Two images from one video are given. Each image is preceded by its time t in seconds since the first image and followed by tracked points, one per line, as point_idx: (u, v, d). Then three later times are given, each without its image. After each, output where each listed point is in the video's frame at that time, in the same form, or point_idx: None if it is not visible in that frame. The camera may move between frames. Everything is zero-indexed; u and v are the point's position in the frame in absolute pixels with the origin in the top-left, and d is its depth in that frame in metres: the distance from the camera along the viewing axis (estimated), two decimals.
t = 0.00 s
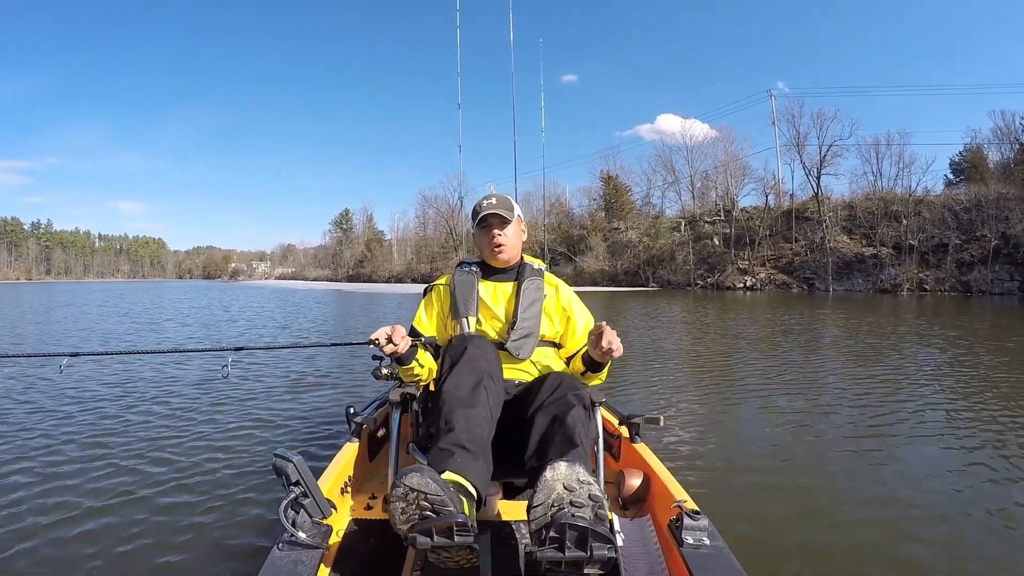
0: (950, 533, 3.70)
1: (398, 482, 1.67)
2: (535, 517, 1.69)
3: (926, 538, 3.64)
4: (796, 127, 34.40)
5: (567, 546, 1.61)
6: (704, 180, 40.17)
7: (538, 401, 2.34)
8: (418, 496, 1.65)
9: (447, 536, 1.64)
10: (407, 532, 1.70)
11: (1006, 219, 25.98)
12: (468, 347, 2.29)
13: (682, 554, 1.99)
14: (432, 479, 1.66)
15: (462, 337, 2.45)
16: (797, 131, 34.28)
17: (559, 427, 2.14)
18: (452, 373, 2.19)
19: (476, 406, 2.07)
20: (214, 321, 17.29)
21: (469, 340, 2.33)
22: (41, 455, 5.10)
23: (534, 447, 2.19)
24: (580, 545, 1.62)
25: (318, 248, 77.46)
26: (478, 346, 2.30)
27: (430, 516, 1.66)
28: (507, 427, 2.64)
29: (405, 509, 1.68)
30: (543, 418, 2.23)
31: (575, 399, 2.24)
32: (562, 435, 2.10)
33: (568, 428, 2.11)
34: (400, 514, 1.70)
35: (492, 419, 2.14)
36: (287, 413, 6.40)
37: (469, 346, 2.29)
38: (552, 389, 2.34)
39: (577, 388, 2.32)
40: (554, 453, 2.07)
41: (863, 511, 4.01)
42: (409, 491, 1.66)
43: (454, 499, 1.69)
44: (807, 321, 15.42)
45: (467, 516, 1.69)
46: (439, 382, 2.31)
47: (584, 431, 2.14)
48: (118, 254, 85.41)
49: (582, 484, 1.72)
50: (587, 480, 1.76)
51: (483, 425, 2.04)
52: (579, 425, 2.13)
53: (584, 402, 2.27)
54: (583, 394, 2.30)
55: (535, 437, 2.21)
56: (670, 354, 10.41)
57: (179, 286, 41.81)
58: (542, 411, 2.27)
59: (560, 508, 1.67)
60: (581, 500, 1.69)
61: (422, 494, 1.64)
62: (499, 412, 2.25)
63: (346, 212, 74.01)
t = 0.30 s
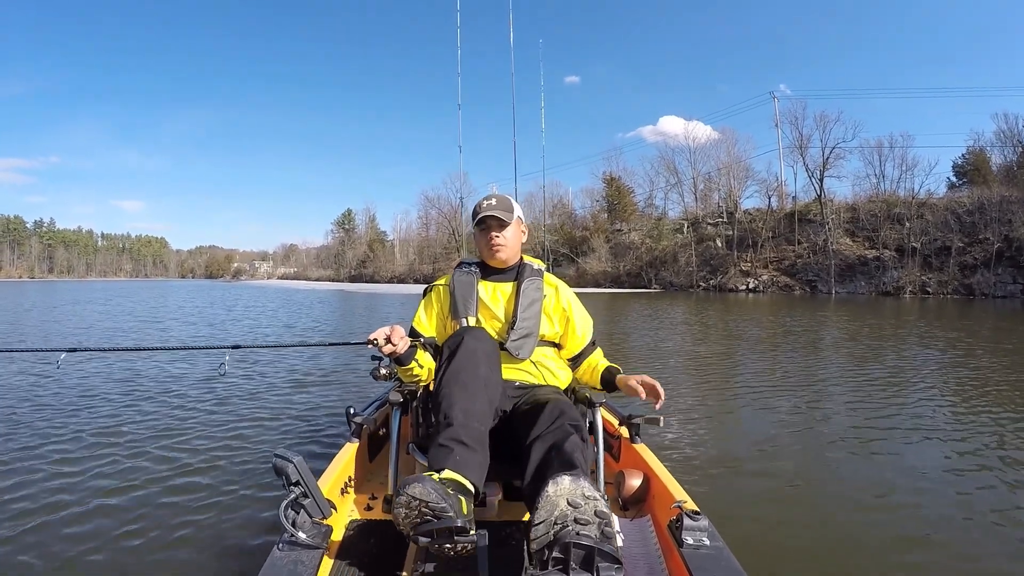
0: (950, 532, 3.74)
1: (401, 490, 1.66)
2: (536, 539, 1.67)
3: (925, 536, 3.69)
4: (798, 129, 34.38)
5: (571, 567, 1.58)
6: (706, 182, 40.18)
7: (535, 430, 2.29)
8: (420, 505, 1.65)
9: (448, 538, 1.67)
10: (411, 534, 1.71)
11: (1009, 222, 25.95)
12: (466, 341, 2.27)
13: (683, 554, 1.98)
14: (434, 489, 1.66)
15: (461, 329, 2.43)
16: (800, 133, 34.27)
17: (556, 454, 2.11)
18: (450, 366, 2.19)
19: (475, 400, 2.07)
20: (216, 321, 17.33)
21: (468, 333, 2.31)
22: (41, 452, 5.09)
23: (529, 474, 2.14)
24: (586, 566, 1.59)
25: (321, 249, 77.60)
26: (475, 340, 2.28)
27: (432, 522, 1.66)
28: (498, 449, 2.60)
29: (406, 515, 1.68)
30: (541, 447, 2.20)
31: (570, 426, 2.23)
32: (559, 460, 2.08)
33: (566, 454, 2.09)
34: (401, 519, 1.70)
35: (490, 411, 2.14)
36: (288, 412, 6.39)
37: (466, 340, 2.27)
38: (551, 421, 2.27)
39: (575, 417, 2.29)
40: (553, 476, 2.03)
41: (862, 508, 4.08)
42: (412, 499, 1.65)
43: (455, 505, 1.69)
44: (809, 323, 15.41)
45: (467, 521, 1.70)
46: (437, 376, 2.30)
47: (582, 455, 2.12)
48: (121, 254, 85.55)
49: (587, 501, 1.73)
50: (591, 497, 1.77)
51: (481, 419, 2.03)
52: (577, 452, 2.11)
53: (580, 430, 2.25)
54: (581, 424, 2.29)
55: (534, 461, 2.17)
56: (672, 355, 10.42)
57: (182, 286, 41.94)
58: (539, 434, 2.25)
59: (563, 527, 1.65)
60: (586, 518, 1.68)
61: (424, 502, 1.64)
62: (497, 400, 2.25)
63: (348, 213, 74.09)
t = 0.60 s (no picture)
0: (945, 525, 3.76)
1: (401, 491, 1.66)
2: (536, 536, 1.69)
3: (920, 528, 3.73)
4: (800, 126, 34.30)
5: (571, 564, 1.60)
6: (708, 180, 40.15)
7: (536, 424, 2.30)
8: (420, 504, 1.65)
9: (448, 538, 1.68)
10: (410, 534, 1.72)
11: (1012, 218, 25.85)
12: (467, 344, 2.27)
13: (683, 554, 1.98)
14: (434, 488, 1.66)
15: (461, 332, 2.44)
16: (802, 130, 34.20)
17: (556, 448, 2.12)
18: (449, 371, 2.20)
19: (474, 401, 2.08)
20: (220, 324, 17.36)
21: (468, 335, 2.32)
22: (42, 457, 5.09)
23: (530, 469, 2.16)
24: (584, 563, 1.62)
25: (324, 251, 77.72)
26: (477, 343, 2.29)
27: (431, 522, 1.67)
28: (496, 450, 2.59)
29: (406, 514, 1.69)
30: (541, 443, 2.20)
31: (570, 420, 2.24)
32: (559, 455, 2.08)
33: (566, 449, 2.10)
34: (401, 518, 1.71)
35: (489, 411, 2.14)
36: (289, 415, 6.38)
37: (467, 343, 2.28)
38: (551, 415, 2.30)
39: (576, 411, 2.31)
40: (553, 471, 2.04)
41: (858, 501, 4.13)
42: (411, 499, 1.66)
43: (455, 505, 1.70)
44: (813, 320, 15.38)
45: (467, 522, 1.70)
46: (437, 380, 2.31)
47: (582, 451, 2.12)
48: (124, 258, 85.71)
49: (586, 501, 1.73)
50: (591, 496, 1.77)
51: (481, 422, 2.03)
52: (577, 447, 2.11)
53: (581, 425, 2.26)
54: (581, 418, 2.30)
55: (534, 458, 2.17)
56: (676, 354, 10.41)
57: (185, 290, 42.02)
58: (540, 430, 2.25)
59: (563, 524, 1.67)
60: (585, 516, 1.69)
61: (424, 503, 1.65)
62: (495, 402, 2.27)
63: (351, 215, 74.19)
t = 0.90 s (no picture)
0: (942, 518, 3.76)
1: (397, 484, 1.68)
2: (533, 521, 1.71)
3: (918, 521, 3.72)
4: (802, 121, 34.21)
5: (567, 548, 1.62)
6: (710, 176, 40.06)
7: (543, 403, 2.35)
8: (416, 499, 1.66)
9: (446, 538, 1.69)
10: (406, 533, 1.72)
11: (1016, 210, 25.75)
12: (471, 349, 2.30)
13: (683, 554, 1.99)
14: (430, 482, 1.67)
15: (463, 337, 2.46)
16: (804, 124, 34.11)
17: (562, 430, 2.14)
18: (452, 374, 2.21)
19: (475, 406, 2.08)
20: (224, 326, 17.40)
21: (472, 341, 2.34)
22: (46, 461, 5.11)
23: (536, 450, 2.19)
24: (580, 548, 1.64)
25: (327, 252, 77.84)
26: (480, 349, 2.32)
27: (429, 518, 1.67)
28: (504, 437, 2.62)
29: (403, 511, 1.69)
30: (547, 422, 2.23)
31: (580, 404, 2.26)
32: (564, 439, 2.10)
33: (571, 432, 2.11)
34: (398, 515, 1.71)
35: (491, 418, 2.15)
36: (292, 417, 6.39)
37: (471, 348, 2.30)
38: (557, 394, 2.35)
39: (584, 393, 2.33)
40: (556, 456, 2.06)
41: (855, 495, 4.13)
42: (408, 494, 1.67)
43: (453, 502, 1.71)
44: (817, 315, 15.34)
45: (465, 518, 1.70)
46: (439, 384, 2.32)
47: (586, 435, 2.14)
48: (128, 261, 85.97)
49: (582, 488, 1.72)
50: (587, 482, 1.77)
51: (482, 426, 2.04)
52: (582, 430, 2.13)
53: (588, 406, 2.27)
54: (589, 399, 2.32)
55: (539, 439, 2.21)
56: (680, 350, 10.41)
57: (189, 293, 42.12)
58: (547, 413, 2.27)
59: (559, 511, 1.68)
60: (581, 503, 1.70)
61: (420, 497, 1.66)
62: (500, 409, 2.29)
63: (353, 215, 74.28)
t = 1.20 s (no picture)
0: (946, 519, 3.75)
1: (392, 483, 1.68)
2: (530, 511, 1.73)
3: (919, 522, 3.72)
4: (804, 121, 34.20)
5: (561, 537, 1.63)
6: (712, 177, 40.02)
7: (547, 385, 2.36)
8: (412, 497, 1.67)
9: (444, 542, 1.66)
10: (401, 538, 1.72)
11: (1018, 211, 25.71)
12: (470, 359, 2.31)
13: (683, 554, 1.99)
14: (427, 481, 1.68)
15: (463, 348, 2.46)
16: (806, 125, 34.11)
17: (564, 416, 2.15)
18: (450, 383, 2.22)
19: (474, 415, 2.09)
20: (225, 326, 17.41)
21: (471, 352, 2.35)
22: (45, 461, 5.09)
23: (538, 432, 2.21)
24: (574, 536, 1.64)
25: (328, 252, 77.84)
26: (480, 359, 2.33)
27: (425, 519, 1.67)
28: (509, 422, 2.64)
29: (399, 511, 1.70)
30: (549, 407, 2.25)
31: (582, 387, 2.26)
32: (565, 426, 2.10)
33: (573, 419, 2.11)
34: (394, 518, 1.72)
35: (490, 431, 2.15)
36: (292, 417, 6.37)
37: (470, 359, 2.32)
38: (560, 376, 2.36)
39: (586, 376, 2.33)
40: (556, 443, 2.08)
41: (857, 496, 4.14)
42: (403, 493, 1.68)
43: (450, 503, 1.71)
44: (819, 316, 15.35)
45: (462, 518, 1.70)
46: (438, 393, 2.33)
47: (588, 420, 2.14)
48: (130, 261, 85.96)
49: (576, 480, 1.74)
50: (580, 475, 1.78)
51: (481, 436, 2.05)
52: (583, 416, 2.13)
53: (591, 390, 2.27)
54: (592, 382, 2.32)
55: (540, 422, 2.23)
56: (682, 351, 10.40)
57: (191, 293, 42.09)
58: (550, 397, 2.28)
59: (555, 503, 1.69)
60: (575, 495, 1.71)
61: (416, 495, 1.66)
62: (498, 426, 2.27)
63: (355, 216, 74.29)
